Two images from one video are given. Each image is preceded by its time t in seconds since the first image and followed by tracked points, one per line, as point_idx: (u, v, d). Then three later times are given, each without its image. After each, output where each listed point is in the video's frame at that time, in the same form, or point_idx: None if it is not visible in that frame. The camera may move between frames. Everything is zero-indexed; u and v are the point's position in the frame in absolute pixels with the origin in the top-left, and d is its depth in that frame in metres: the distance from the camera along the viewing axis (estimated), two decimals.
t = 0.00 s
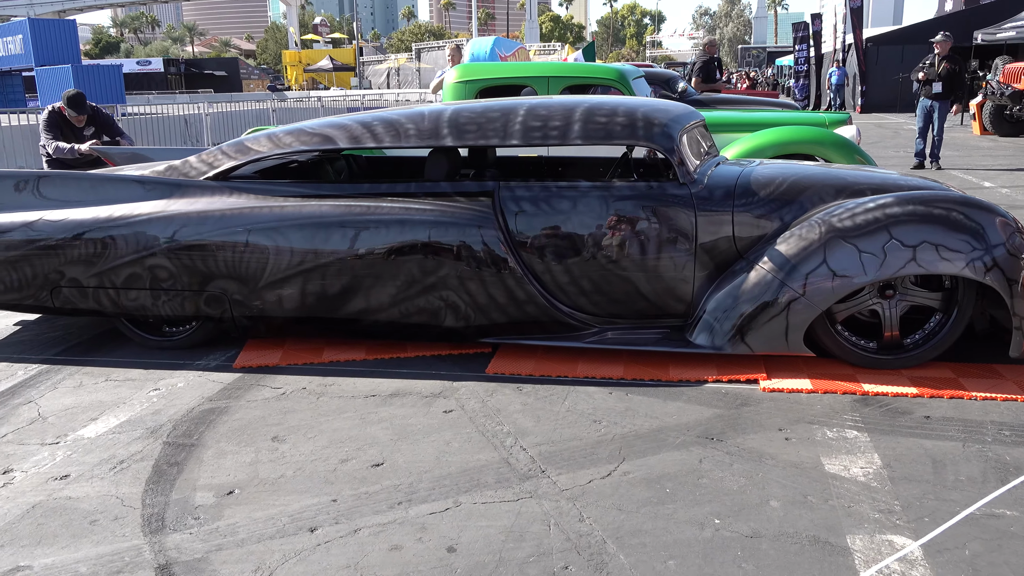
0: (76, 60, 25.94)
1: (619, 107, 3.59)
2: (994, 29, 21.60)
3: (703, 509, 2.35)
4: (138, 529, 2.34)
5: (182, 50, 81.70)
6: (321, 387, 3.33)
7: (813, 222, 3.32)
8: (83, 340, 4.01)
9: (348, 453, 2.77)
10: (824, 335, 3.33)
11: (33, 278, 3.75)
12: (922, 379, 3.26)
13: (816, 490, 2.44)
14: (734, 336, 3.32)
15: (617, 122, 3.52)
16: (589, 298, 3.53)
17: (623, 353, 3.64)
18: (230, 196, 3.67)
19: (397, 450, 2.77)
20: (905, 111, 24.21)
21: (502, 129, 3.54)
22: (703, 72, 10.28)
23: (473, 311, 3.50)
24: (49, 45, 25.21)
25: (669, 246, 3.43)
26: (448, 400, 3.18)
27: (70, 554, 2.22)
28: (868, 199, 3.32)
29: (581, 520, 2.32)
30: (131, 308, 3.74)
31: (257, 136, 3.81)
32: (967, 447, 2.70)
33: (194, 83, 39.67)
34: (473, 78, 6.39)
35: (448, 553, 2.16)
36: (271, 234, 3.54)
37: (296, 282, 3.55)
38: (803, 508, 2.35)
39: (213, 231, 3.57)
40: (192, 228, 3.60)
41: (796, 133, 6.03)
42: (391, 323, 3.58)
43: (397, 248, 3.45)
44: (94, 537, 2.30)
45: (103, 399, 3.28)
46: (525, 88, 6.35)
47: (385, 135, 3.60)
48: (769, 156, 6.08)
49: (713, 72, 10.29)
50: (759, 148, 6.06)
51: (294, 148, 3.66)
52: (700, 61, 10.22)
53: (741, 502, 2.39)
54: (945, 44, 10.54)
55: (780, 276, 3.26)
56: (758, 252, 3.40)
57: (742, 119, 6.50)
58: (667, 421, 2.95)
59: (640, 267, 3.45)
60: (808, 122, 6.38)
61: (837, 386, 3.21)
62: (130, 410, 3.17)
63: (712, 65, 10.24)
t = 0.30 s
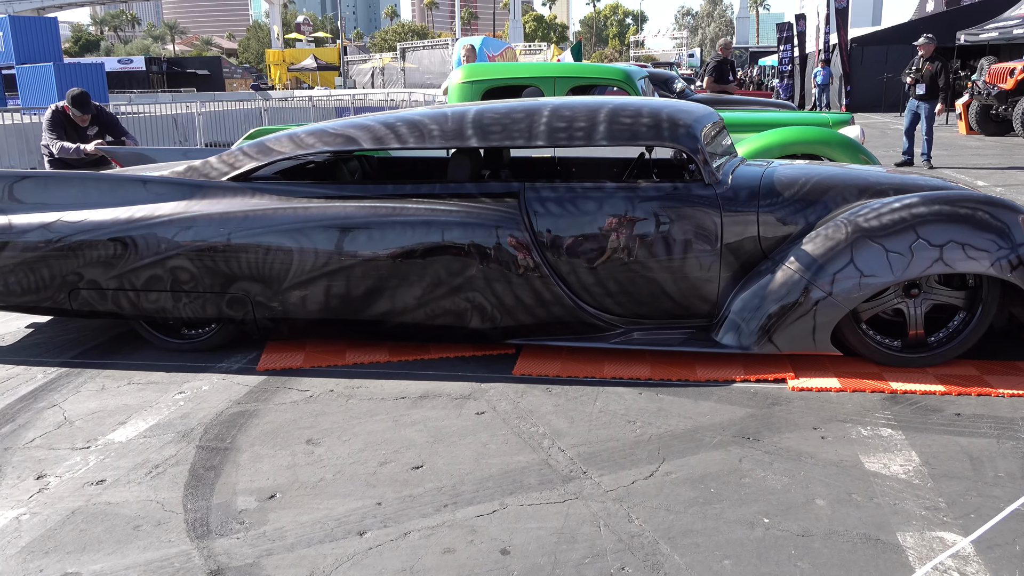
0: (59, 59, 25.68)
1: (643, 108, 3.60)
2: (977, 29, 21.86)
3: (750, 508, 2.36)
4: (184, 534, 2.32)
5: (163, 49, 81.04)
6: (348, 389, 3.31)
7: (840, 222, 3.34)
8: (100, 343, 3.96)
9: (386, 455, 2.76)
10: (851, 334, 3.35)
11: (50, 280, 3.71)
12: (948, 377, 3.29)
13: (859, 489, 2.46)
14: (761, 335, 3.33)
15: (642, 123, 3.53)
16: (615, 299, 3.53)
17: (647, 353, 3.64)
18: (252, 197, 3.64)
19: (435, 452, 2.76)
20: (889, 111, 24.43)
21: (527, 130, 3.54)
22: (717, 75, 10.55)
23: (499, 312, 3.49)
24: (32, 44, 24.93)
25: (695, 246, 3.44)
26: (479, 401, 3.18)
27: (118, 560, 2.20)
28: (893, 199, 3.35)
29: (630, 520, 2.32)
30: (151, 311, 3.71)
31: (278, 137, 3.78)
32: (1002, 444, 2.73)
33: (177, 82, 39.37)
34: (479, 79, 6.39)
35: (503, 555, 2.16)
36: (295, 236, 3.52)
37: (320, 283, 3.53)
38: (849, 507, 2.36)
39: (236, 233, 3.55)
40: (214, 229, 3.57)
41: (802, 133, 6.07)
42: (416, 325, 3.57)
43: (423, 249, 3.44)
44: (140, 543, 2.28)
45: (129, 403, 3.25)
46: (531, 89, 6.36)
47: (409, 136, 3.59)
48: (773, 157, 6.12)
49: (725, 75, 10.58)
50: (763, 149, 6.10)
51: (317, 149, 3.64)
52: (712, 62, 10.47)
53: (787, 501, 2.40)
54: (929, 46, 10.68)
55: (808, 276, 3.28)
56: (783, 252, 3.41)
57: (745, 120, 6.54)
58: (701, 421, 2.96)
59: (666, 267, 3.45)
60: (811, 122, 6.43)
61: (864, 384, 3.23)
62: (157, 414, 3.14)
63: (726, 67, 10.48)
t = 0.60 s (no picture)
0: None
1: (627, 109, 3.69)
2: (909, 34, 22.64)
3: (756, 496, 2.44)
4: (197, 540, 2.30)
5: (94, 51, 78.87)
6: (341, 392, 3.31)
7: (818, 219, 3.47)
8: (74, 352, 3.87)
9: (390, 456, 2.77)
10: (830, 327, 3.47)
11: (24, 288, 3.61)
12: (923, 367, 3.43)
13: (856, 474, 2.56)
14: (746, 330, 3.44)
15: (627, 124, 3.61)
16: (602, 297, 3.59)
17: (633, 350, 3.72)
18: (237, 200, 3.61)
19: (439, 451, 2.78)
20: (827, 113, 25.13)
21: (514, 132, 3.60)
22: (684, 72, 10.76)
23: (489, 312, 3.53)
24: None
25: (680, 244, 3.53)
26: (474, 400, 3.20)
27: (133, 569, 2.17)
28: (869, 197, 3.49)
29: (642, 511, 2.38)
30: (131, 317, 3.64)
31: (261, 139, 3.76)
32: (981, 428, 2.86)
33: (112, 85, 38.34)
34: (446, 82, 6.41)
35: (524, 549, 2.19)
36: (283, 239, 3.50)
37: (309, 286, 3.52)
38: (848, 491, 2.46)
39: (221, 237, 3.51)
40: (199, 233, 3.53)
41: (763, 134, 6.25)
42: (406, 326, 3.58)
43: (413, 251, 3.45)
44: (154, 550, 2.25)
45: (116, 411, 3.19)
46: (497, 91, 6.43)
47: (397, 138, 3.61)
48: (733, 158, 6.28)
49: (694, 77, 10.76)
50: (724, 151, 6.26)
51: (303, 151, 3.64)
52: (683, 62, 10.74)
53: (789, 488, 2.49)
54: (859, 52, 11.08)
55: (790, 272, 3.39)
56: (765, 249, 3.53)
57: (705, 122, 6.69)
58: (695, 414, 3.04)
59: (652, 265, 3.53)
60: (768, 124, 6.61)
61: (845, 375, 3.35)
62: (148, 421, 3.08)
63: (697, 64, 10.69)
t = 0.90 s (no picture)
0: None
1: (621, 102, 3.70)
2: (864, 30, 23.09)
3: (768, 480, 2.49)
4: (217, 534, 2.28)
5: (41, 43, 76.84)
6: (342, 385, 3.30)
7: (810, 209, 3.54)
8: (62, 349, 3.80)
9: (401, 448, 2.77)
10: (822, 316, 3.55)
11: (11, 284, 3.53)
12: (911, 353, 3.53)
13: (861, 457, 2.62)
14: (741, 319, 3.50)
15: (621, 117, 3.64)
16: (599, 288, 3.63)
17: (628, 340, 3.77)
18: (231, 193, 3.56)
19: (450, 442, 2.79)
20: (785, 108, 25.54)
21: (510, 124, 3.61)
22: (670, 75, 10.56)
23: (488, 304, 3.54)
24: None
25: (676, 235, 3.58)
26: (478, 391, 3.22)
27: (155, 564, 2.14)
28: (858, 188, 3.57)
29: (659, 496, 2.41)
30: (122, 313, 3.58)
31: (254, 131, 3.72)
32: (974, 411, 2.96)
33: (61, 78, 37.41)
34: (424, 75, 6.38)
35: (548, 536, 2.22)
36: (279, 232, 3.47)
37: (306, 280, 3.49)
38: (856, 474, 2.53)
39: (216, 230, 3.47)
40: (192, 227, 3.48)
41: (738, 128, 6.34)
42: (404, 319, 3.58)
43: (412, 244, 3.45)
44: (174, 546, 2.22)
45: (114, 408, 3.14)
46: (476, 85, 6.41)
47: (392, 131, 3.59)
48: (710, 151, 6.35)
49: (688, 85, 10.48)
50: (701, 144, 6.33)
51: (297, 144, 3.60)
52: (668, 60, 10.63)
53: (799, 471, 2.55)
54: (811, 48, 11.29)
55: (784, 262, 3.46)
56: (758, 239, 3.59)
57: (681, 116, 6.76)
58: (698, 402, 3.09)
59: (649, 256, 3.58)
60: (742, 118, 6.71)
61: (838, 362, 3.44)
62: (148, 417, 3.04)
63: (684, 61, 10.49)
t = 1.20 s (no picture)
0: None
1: (629, 99, 3.69)
2: (839, 30, 23.33)
3: (791, 475, 2.50)
4: (241, 535, 2.24)
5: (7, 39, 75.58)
6: (352, 383, 3.26)
7: (817, 205, 3.55)
8: (61, 348, 3.73)
9: (420, 446, 2.74)
10: (829, 311, 3.57)
11: (9, 281, 3.46)
12: (917, 348, 3.56)
13: (880, 451, 2.64)
14: (750, 315, 3.51)
15: (629, 113, 3.63)
16: (607, 285, 3.62)
17: (635, 337, 3.77)
18: (236, 189, 3.51)
19: (468, 440, 2.77)
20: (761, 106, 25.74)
21: (517, 120, 3.59)
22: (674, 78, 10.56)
23: (496, 301, 3.52)
24: None
25: (684, 231, 3.58)
26: (490, 389, 3.20)
27: (181, 566, 2.10)
28: (864, 184, 3.59)
29: (685, 492, 2.41)
30: (124, 311, 3.52)
31: (257, 127, 3.67)
32: (985, 404, 2.99)
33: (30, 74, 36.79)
34: (417, 72, 6.33)
35: (579, 533, 2.21)
36: (285, 229, 3.42)
37: (313, 277, 3.45)
38: (877, 468, 2.54)
39: (221, 227, 3.41)
40: (196, 224, 3.42)
41: (730, 126, 6.37)
42: (412, 317, 3.55)
43: (421, 241, 3.42)
44: (199, 547, 2.19)
45: (121, 408, 3.08)
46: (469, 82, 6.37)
47: (399, 127, 3.56)
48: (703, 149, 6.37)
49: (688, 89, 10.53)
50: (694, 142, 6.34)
51: (302, 140, 3.55)
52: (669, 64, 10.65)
53: (820, 466, 2.56)
54: (788, 45, 11.38)
55: (792, 258, 3.47)
56: (765, 236, 3.60)
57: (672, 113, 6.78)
58: (712, 398, 3.09)
59: (657, 252, 3.58)
60: (733, 116, 6.74)
61: (846, 357, 3.46)
62: (158, 417, 2.99)
63: (686, 66, 10.49)
